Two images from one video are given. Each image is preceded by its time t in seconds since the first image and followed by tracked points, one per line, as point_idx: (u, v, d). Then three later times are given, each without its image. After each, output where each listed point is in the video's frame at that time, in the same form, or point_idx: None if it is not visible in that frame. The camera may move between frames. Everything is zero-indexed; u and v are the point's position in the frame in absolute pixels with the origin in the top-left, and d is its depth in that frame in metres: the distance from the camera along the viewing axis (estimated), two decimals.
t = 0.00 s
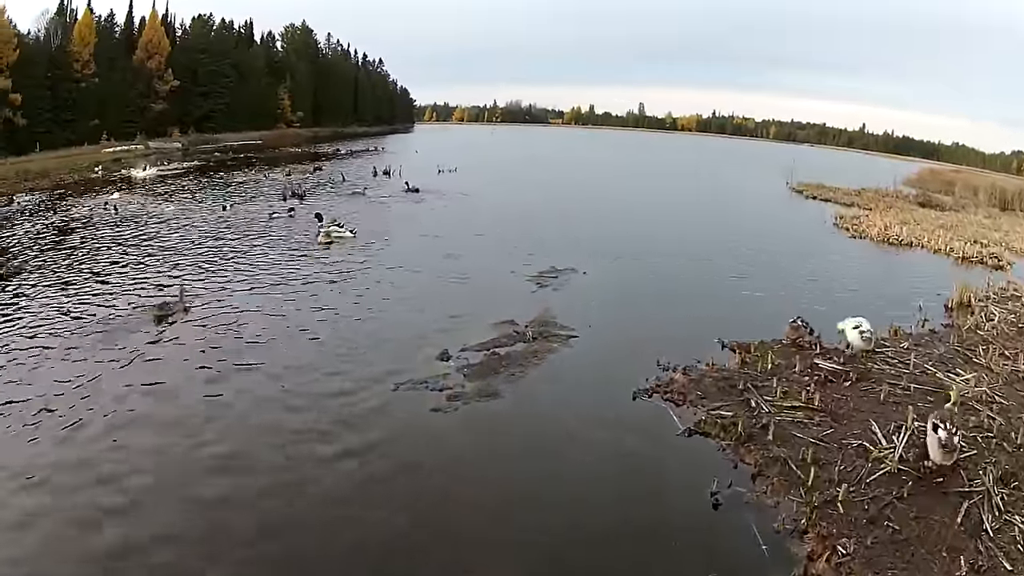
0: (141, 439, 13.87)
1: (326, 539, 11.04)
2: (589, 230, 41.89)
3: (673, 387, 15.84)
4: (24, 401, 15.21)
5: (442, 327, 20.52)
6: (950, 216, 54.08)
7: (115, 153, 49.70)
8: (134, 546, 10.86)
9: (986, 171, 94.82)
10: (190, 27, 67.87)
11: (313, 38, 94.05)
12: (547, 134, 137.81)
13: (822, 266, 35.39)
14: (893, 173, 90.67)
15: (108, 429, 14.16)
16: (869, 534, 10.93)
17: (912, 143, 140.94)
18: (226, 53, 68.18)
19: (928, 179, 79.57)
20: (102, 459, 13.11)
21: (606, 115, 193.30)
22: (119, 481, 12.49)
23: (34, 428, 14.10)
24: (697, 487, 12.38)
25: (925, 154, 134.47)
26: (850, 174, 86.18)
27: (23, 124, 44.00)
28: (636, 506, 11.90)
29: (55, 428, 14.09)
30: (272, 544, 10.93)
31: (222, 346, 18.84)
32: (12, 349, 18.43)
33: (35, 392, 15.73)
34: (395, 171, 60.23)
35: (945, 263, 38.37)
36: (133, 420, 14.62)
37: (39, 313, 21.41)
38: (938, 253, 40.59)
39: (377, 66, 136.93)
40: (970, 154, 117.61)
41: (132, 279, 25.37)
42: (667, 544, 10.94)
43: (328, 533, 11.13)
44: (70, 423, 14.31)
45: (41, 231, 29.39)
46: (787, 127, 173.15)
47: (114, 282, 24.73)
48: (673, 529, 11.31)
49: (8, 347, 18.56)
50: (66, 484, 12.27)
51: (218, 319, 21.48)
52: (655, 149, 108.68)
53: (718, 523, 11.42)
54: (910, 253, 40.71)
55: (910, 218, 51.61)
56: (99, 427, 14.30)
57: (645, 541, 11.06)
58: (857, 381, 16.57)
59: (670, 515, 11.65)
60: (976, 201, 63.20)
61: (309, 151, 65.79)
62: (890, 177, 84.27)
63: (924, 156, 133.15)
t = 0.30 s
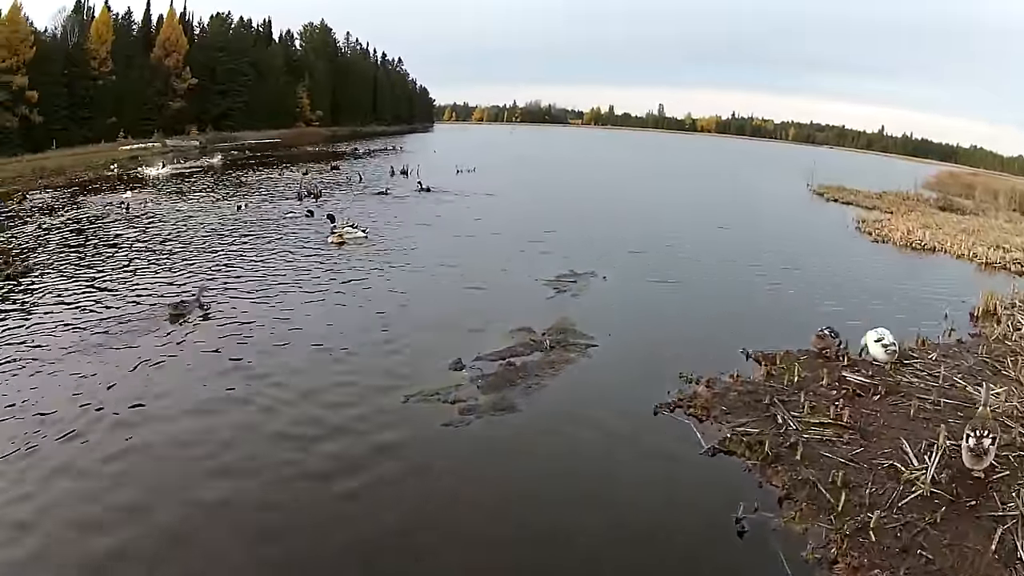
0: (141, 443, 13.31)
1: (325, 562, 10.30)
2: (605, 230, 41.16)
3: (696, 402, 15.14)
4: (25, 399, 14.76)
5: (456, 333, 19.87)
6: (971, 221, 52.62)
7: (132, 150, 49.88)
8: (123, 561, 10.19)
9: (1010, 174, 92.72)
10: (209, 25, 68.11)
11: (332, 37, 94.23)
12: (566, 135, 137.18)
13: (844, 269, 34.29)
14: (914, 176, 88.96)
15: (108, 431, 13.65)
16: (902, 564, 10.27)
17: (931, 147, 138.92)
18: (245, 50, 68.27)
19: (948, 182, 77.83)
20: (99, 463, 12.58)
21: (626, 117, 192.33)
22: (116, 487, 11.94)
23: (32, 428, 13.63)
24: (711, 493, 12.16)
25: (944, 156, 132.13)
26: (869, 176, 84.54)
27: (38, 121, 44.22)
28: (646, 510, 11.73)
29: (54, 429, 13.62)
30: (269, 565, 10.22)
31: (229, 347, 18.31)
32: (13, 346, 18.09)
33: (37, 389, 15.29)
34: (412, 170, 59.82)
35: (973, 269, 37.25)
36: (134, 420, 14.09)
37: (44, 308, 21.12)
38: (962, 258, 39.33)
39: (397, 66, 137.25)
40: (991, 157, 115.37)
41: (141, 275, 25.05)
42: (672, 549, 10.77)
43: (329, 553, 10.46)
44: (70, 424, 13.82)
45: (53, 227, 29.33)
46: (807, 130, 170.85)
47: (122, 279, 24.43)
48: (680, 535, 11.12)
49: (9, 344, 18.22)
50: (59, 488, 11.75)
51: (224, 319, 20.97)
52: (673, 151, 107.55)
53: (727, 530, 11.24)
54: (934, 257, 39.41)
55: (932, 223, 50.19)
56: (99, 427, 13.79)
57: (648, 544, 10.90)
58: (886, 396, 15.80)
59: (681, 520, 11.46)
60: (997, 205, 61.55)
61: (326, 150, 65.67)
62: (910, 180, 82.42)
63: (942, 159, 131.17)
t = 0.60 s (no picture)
0: (140, 457, 12.67)
1: None
2: (624, 231, 40.28)
3: (723, 417, 14.33)
4: (24, 410, 14.25)
5: (473, 340, 19.05)
6: (996, 227, 50.96)
7: (151, 148, 50.01)
8: None
9: None
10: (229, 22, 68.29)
11: (352, 36, 94.28)
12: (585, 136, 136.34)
13: (869, 274, 33.12)
14: (936, 179, 87.06)
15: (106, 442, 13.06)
16: None
17: (952, 150, 136.31)
18: (264, 48, 68.31)
19: (971, 186, 75.94)
20: (95, 478, 11.95)
21: (647, 118, 190.94)
22: (109, 504, 11.29)
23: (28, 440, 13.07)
24: (727, 497, 11.80)
25: (963, 160, 129.27)
26: (891, 179, 82.52)
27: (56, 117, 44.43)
28: (661, 513, 11.44)
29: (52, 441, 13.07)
30: None
31: (238, 351, 17.66)
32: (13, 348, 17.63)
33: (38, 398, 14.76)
34: (430, 169, 59.35)
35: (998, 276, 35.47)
36: (135, 433, 13.50)
37: (48, 309, 20.75)
38: (988, 264, 37.84)
39: (417, 65, 137.40)
40: (1008, 160, 112.86)
41: (150, 274, 24.67)
42: (690, 556, 10.46)
43: None
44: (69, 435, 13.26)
45: (66, 226, 29.15)
46: (826, 132, 168.14)
47: (130, 278, 24.02)
48: (698, 540, 10.80)
49: (13, 345, 17.82)
50: (52, 508, 11.15)
51: (231, 321, 20.34)
52: (693, 152, 106.24)
53: (746, 533, 10.93)
54: (959, 264, 37.97)
55: (956, 228, 48.58)
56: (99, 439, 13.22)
57: (666, 549, 10.60)
58: (920, 412, 14.96)
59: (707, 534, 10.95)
60: (1021, 210, 59.60)
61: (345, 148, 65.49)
62: (931, 183, 80.32)
63: (961, 161, 128.88)
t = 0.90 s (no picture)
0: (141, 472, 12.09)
1: None
2: (642, 232, 39.48)
3: (752, 435, 13.56)
4: (23, 415, 13.73)
5: (491, 347, 18.25)
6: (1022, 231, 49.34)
7: (169, 145, 50.15)
8: None
9: None
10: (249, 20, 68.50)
11: (373, 34, 94.34)
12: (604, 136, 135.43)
13: (893, 279, 31.95)
14: (957, 182, 85.07)
15: (105, 454, 12.50)
16: None
17: (970, 151, 133.60)
18: (284, 46, 68.37)
19: (992, 189, 73.97)
20: (92, 495, 11.38)
21: (668, 118, 189.35)
22: (105, 524, 10.71)
23: (23, 448, 12.55)
24: (732, 506, 11.51)
25: (983, 163, 126.57)
26: (912, 182, 80.62)
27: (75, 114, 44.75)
28: (672, 518, 11.21)
29: (49, 450, 12.53)
30: None
31: (246, 355, 17.01)
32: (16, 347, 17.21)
33: (38, 402, 14.25)
34: (449, 168, 58.89)
35: None
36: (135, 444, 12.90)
37: (57, 307, 20.45)
38: (1015, 270, 36.39)
39: (439, 64, 137.42)
40: None
41: (163, 272, 24.34)
42: (707, 562, 10.21)
43: None
44: (66, 444, 12.71)
45: (79, 223, 29.00)
46: (846, 133, 165.46)
47: (139, 276, 23.65)
48: (713, 548, 10.53)
49: (27, 343, 17.55)
50: (44, 527, 10.61)
51: (240, 321, 19.77)
52: (713, 153, 104.91)
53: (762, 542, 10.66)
54: (986, 270, 36.59)
55: (981, 232, 47.04)
56: (98, 450, 12.65)
57: (681, 555, 10.36)
58: (955, 429, 14.09)
59: (733, 555, 10.38)
60: None
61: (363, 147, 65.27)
62: (952, 186, 78.41)
63: (981, 164, 126.38)
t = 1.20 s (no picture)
0: (129, 483, 11.20)
1: None
2: (662, 233, 38.47)
3: (783, 455, 12.75)
4: (11, 419, 12.96)
5: (509, 354, 17.20)
6: None
7: (186, 143, 50.09)
8: None
9: None
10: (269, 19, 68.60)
11: (393, 34, 94.23)
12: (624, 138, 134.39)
13: (917, 283, 30.58)
14: (978, 186, 83.11)
15: (92, 462, 11.65)
16: None
17: (988, 156, 131.33)
18: (303, 44, 68.32)
19: (1016, 194, 71.96)
20: (73, 506, 10.50)
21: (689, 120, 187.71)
22: (85, 542, 9.80)
23: (8, 455, 11.73)
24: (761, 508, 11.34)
25: (1002, 167, 124.12)
26: (933, 186, 78.55)
27: (89, 112, 45.07)
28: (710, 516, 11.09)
29: (33, 457, 11.73)
30: None
31: (250, 357, 16.10)
32: (10, 347, 16.54)
33: (28, 406, 13.49)
34: (466, 167, 58.17)
35: None
36: (126, 451, 12.02)
37: (65, 305, 19.94)
38: None
39: (459, 65, 137.45)
40: None
41: (174, 272, 23.82)
42: (749, 564, 10.08)
43: None
44: (53, 449, 11.91)
45: (89, 223, 28.62)
46: (865, 136, 162.81)
47: (150, 276, 23.15)
48: (756, 549, 10.38)
49: (33, 341, 16.99)
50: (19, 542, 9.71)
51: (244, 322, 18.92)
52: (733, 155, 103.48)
53: (803, 558, 10.22)
54: (1013, 276, 35.05)
55: (1005, 237, 45.41)
56: (85, 457, 11.81)
57: (724, 556, 10.22)
58: (993, 448, 13.22)
59: None
60: None
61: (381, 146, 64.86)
62: (974, 190, 76.58)
63: (1000, 168, 123.90)
